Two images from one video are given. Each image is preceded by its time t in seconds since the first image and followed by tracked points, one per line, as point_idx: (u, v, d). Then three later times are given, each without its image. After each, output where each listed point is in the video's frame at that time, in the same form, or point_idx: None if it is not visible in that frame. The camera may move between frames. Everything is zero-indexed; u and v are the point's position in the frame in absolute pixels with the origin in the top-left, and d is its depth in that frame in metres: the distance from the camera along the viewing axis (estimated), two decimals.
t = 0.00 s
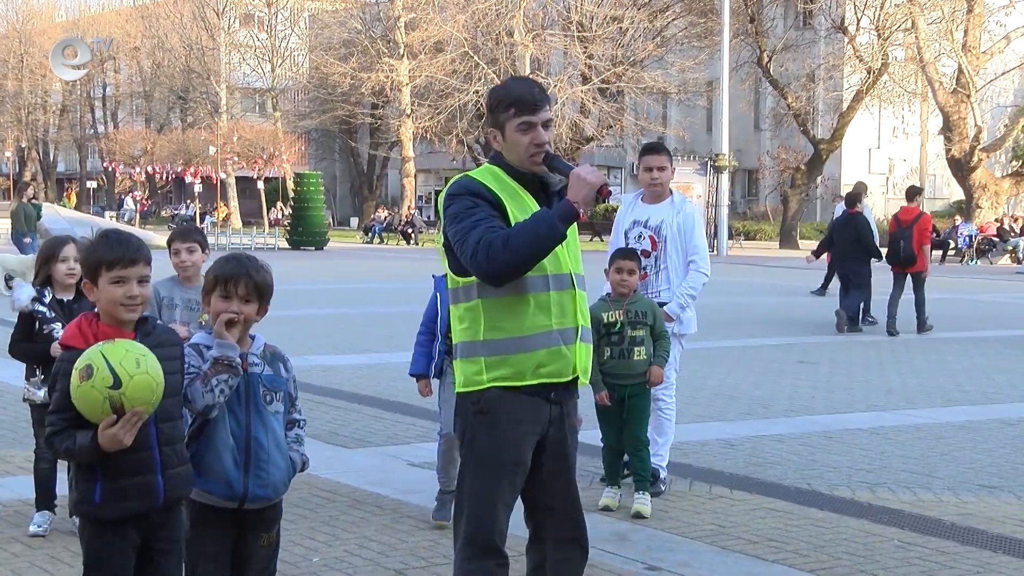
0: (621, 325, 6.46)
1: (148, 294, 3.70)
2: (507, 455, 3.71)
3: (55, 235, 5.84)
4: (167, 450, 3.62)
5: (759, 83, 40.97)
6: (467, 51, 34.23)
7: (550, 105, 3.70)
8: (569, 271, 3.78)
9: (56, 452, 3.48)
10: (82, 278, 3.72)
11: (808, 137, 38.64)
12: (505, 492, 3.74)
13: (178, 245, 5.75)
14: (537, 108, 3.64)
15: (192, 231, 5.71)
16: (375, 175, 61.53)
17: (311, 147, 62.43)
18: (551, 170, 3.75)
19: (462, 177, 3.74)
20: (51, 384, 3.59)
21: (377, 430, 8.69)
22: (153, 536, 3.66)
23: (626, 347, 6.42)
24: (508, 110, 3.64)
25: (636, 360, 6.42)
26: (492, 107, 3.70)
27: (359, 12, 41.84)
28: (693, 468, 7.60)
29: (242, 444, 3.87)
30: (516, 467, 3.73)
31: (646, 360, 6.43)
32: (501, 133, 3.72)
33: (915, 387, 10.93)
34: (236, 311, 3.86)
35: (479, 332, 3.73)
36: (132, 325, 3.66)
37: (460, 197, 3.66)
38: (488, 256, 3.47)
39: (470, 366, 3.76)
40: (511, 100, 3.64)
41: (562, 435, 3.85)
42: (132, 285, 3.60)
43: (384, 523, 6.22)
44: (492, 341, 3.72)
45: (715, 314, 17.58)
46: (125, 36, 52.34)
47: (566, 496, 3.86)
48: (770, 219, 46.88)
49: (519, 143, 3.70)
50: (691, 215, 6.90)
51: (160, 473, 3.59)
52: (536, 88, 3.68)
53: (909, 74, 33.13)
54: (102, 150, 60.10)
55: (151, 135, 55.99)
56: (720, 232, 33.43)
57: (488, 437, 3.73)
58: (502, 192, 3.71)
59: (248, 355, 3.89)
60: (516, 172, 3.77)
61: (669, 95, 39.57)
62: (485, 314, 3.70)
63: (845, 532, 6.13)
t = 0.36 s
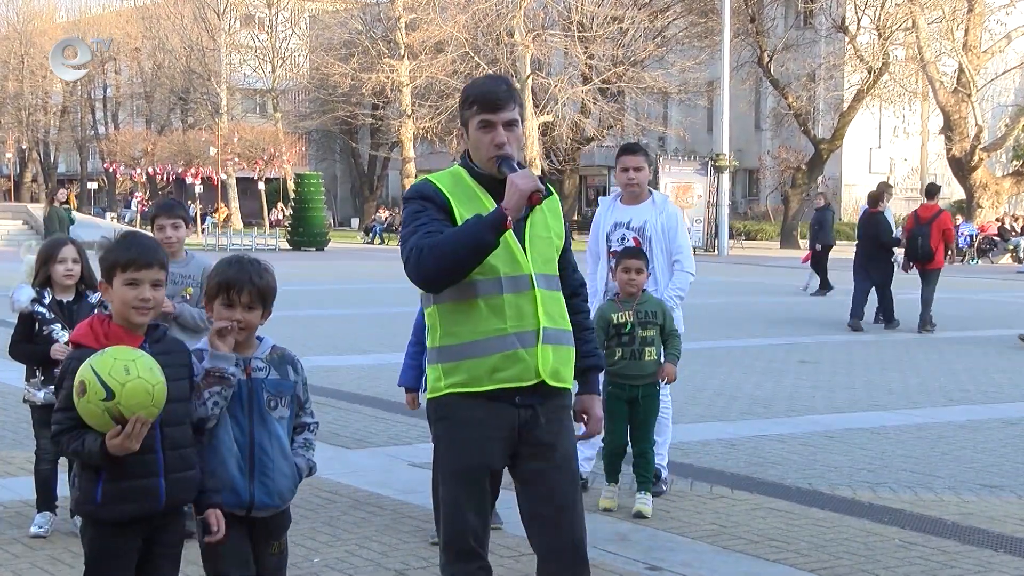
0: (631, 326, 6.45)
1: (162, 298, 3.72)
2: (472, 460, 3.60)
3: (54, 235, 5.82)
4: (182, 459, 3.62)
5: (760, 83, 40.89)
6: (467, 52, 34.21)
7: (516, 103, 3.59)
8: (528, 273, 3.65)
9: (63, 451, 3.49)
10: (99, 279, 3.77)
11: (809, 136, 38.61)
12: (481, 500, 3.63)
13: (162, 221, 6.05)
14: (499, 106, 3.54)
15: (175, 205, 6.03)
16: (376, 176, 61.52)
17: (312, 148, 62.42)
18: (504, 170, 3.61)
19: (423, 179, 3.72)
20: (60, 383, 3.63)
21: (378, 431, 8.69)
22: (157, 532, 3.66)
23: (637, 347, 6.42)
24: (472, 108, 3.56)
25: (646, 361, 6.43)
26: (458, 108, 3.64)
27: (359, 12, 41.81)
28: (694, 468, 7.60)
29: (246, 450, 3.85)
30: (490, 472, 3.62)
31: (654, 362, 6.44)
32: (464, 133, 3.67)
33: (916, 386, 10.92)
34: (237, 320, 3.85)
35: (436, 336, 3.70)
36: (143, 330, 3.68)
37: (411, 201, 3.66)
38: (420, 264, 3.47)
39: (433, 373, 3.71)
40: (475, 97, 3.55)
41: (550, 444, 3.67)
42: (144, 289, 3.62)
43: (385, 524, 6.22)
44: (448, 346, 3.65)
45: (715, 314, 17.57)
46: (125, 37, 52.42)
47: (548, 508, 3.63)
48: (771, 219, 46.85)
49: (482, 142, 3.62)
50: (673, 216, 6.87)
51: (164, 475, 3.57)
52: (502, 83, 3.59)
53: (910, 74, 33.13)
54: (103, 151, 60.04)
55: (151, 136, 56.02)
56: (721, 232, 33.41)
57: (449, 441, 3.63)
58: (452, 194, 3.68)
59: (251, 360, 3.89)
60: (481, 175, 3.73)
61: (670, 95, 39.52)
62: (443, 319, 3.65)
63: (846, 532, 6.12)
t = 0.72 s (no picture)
0: (621, 328, 6.43)
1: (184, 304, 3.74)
2: (464, 467, 3.55)
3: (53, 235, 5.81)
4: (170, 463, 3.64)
5: (760, 82, 40.85)
6: (467, 52, 34.25)
7: (520, 105, 3.54)
8: (524, 280, 3.56)
9: (56, 440, 3.55)
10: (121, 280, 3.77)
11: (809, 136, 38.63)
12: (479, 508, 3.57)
13: (170, 218, 6.08)
14: (501, 107, 3.50)
15: (183, 203, 6.07)
16: (376, 176, 61.54)
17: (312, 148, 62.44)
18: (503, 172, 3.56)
19: (425, 180, 3.76)
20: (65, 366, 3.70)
21: (378, 432, 8.69)
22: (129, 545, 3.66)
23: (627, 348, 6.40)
24: (474, 109, 3.53)
25: (637, 362, 6.40)
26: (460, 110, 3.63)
27: (359, 12, 41.79)
28: (694, 468, 7.60)
29: (248, 452, 3.73)
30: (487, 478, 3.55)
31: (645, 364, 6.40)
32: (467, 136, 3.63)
33: (916, 386, 10.92)
34: (241, 324, 3.79)
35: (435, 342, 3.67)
36: (158, 337, 3.70)
37: (408, 204, 3.71)
38: (406, 264, 3.49)
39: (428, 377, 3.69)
40: (478, 98, 3.53)
41: (551, 450, 3.56)
42: (168, 294, 3.63)
43: (385, 524, 6.22)
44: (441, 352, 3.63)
45: (715, 314, 17.56)
46: (125, 38, 52.45)
47: (546, 518, 3.52)
48: (771, 218, 46.84)
49: (483, 142, 3.56)
50: (640, 213, 6.83)
51: (142, 479, 3.59)
52: (506, 86, 3.55)
53: (909, 72, 33.17)
54: (103, 153, 60.02)
55: (152, 137, 56.08)
56: (721, 232, 33.38)
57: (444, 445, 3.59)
58: (449, 196, 3.68)
59: (256, 361, 3.79)
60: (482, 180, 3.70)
61: (669, 95, 39.53)
62: (435, 324, 3.65)
63: (847, 531, 6.12)
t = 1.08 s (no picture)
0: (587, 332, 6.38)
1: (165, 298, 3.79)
2: (496, 477, 3.40)
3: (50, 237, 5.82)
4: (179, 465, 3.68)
5: (758, 82, 40.86)
6: (465, 52, 34.30)
7: (574, 98, 3.42)
8: (565, 284, 3.43)
9: (67, 450, 3.54)
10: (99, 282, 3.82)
11: (807, 136, 38.72)
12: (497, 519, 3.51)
13: (172, 219, 6.11)
14: (561, 101, 3.34)
15: (185, 203, 6.10)
16: (374, 177, 61.54)
17: (310, 149, 62.48)
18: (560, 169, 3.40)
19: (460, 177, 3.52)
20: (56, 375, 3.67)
21: (378, 432, 8.70)
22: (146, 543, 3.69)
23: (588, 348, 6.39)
24: (530, 102, 3.35)
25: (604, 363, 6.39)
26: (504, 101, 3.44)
27: (357, 14, 41.85)
28: (692, 468, 7.61)
29: (243, 461, 3.70)
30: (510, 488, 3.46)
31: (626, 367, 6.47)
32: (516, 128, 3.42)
33: (914, 385, 10.92)
34: (257, 325, 3.73)
35: (468, 347, 3.49)
36: (144, 332, 3.74)
37: (449, 199, 3.45)
38: (470, 255, 3.24)
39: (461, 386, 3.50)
40: (534, 90, 3.35)
41: (579, 461, 3.44)
42: (149, 288, 3.69)
43: (384, 526, 6.23)
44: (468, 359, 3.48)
45: (714, 315, 17.57)
46: (123, 40, 52.46)
47: (571, 530, 3.41)
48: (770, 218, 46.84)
49: (536, 136, 3.38)
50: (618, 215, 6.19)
51: (159, 479, 3.63)
52: (561, 81, 3.40)
53: (907, 72, 33.21)
54: (101, 154, 60.05)
55: (150, 139, 56.14)
56: (719, 231, 33.36)
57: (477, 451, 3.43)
58: (493, 191, 3.46)
59: (261, 367, 3.73)
60: (529, 173, 3.48)
61: (667, 95, 39.60)
62: (472, 329, 3.45)
63: (845, 530, 6.14)
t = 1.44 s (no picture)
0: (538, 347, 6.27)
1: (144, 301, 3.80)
2: (523, 485, 3.31)
3: (35, 243, 5.82)
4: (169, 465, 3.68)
5: (747, 84, 40.92)
6: (455, 56, 34.29)
7: (609, 105, 3.42)
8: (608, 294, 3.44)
9: (56, 461, 3.54)
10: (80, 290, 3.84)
11: (797, 138, 38.78)
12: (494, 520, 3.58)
13: (161, 221, 6.11)
14: (602, 105, 3.35)
15: (174, 207, 6.08)
16: (364, 181, 61.52)
17: (300, 153, 62.44)
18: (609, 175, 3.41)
19: (497, 179, 3.35)
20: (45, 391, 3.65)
21: (368, 436, 8.70)
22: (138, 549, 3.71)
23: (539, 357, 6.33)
24: (573, 104, 3.32)
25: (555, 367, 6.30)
26: (533, 102, 3.40)
27: (347, 18, 41.85)
28: (683, 470, 7.62)
29: (208, 463, 3.69)
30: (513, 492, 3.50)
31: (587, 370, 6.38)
32: (555, 129, 3.37)
33: (903, 386, 10.96)
34: (236, 326, 3.68)
35: (509, 356, 3.34)
36: (129, 337, 3.75)
37: (504, 203, 3.26)
38: (558, 277, 3.10)
39: (499, 395, 3.35)
40: (578, 94, 3.33)
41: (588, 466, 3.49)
42: (128, 294, 3.70)
43: (375, 530, 6.22)
44: (491, 365, 3.37)
45: (705, 317, 17.58)
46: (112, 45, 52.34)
47: (579, 535, 3.51)
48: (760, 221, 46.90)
49: (575, 140, 3.35)
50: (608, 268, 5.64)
51: (152, 482, 3.65)
52: (598, 89, 3.40)
53: (896, 74, 33.27)
54: (91, 159, 59.91)
55: (139, 143, 56.10)
56: (709, 234, 33.36)
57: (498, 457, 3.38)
58: (542, 195, 3.33)
59: (240, 369, 3.71)
60: (561, 174, 3.39)
61: (657, 98, 39.67)
62: (518, 338, 3.31)
63: (835, 532, 6.14)
